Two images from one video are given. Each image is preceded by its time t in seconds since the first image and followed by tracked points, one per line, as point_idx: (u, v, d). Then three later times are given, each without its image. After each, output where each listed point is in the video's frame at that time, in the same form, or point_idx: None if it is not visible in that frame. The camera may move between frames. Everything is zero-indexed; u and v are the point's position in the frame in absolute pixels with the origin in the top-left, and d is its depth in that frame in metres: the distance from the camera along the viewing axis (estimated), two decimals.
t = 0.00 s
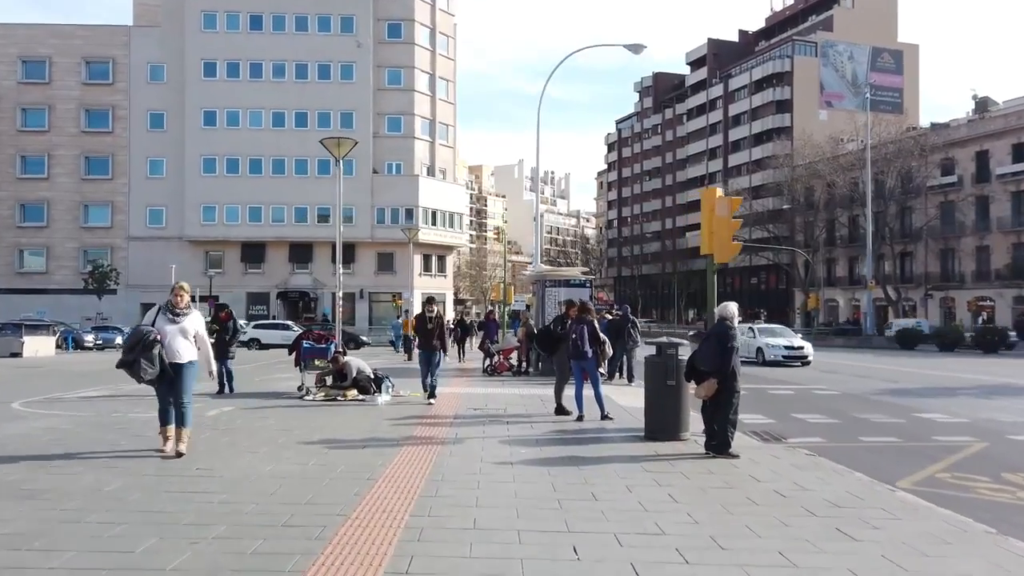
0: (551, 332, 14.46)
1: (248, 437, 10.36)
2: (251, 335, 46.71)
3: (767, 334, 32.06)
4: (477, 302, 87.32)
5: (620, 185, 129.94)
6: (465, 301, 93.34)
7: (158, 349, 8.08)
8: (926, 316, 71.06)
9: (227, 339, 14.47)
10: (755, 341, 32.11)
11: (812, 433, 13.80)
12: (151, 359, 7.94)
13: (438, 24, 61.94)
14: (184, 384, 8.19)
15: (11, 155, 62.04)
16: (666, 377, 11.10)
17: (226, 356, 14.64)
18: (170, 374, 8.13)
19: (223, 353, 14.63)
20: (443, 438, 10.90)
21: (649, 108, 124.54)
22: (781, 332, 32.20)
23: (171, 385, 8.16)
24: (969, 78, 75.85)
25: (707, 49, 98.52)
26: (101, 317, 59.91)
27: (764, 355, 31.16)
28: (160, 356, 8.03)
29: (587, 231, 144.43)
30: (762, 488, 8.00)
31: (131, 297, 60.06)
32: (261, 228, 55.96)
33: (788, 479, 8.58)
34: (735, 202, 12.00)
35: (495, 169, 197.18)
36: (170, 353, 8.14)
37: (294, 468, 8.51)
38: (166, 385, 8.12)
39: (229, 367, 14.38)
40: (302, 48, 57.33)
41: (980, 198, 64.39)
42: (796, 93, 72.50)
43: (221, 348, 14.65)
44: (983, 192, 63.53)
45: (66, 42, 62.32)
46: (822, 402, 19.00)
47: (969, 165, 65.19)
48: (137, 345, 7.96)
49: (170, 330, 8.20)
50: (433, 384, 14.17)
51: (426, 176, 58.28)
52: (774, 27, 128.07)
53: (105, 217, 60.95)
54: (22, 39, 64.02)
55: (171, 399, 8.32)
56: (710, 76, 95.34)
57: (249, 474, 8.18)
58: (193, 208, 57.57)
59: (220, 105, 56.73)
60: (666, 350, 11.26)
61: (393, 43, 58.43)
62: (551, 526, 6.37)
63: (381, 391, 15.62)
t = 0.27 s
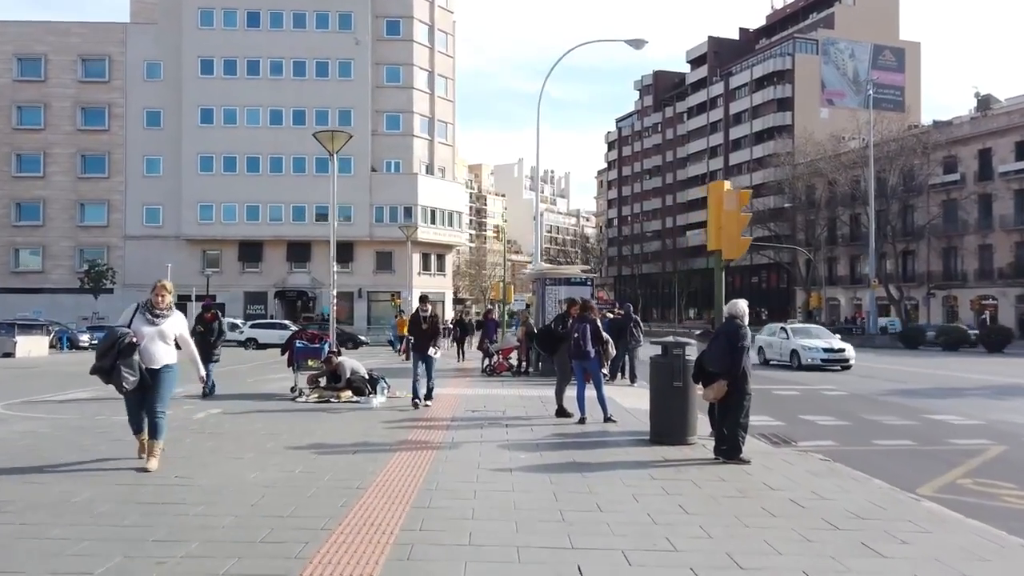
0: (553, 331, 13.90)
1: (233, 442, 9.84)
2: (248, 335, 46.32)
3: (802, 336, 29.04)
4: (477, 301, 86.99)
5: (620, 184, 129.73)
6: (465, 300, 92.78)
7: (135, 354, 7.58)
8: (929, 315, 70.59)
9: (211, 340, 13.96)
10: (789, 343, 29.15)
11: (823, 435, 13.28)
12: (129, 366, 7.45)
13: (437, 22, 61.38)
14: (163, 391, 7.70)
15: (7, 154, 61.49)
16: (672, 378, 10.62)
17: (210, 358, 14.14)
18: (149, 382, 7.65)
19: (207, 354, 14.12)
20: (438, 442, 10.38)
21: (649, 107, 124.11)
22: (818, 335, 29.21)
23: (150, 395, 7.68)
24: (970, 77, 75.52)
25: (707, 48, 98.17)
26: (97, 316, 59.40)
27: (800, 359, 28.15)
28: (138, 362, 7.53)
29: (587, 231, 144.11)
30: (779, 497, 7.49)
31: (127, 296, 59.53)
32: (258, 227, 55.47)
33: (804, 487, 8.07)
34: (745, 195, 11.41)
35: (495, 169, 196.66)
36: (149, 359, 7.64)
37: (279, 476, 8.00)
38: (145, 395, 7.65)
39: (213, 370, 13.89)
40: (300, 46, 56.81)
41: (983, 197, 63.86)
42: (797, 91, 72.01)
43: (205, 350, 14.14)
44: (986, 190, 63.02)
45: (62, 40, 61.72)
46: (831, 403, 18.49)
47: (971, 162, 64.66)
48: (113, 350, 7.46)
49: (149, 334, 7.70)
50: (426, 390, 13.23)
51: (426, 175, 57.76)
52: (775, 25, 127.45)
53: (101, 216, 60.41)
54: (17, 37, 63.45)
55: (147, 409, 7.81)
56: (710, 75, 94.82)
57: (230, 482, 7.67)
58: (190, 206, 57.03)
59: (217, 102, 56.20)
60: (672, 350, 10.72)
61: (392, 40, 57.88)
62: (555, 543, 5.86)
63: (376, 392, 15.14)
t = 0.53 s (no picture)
0: (557, 334, 13.35)
1: (220, 451, 9.33)
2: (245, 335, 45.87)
3: (846, 338, 25.80)
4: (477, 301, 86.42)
5: (620, 184, 129.15)
6: (464, 300, 92.21)
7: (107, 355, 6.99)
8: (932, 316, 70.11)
9: (196, 343, 13.41)
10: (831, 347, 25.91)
11: (837, 441, 12.78)
12: (97, 366, 6.85)
13: (437, 20, 60.85)
14: (135, 396, 7.18)
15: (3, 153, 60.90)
16: (682, 383, 10.11)
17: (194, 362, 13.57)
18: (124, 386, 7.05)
19: (189, 358, 13.53)
20: (436, 450, 9.90)
21: (649, 106, 123.50)
22: (863, 336, 26.03)
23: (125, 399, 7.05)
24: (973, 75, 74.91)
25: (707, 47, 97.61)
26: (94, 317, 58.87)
27: (845, 363, 24.99)
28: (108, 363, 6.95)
29: (587, 231, 143.60)
30: (801, 513, 7.01)
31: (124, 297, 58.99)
32: (256, 226, 54.98)
33: (826, 500, 7.57)
34: (756, 189, 10.96)
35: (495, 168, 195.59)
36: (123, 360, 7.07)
37: (268, 489, 7.53)
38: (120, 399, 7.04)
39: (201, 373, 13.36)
40: (299, 44, 56.26)
41: (986, 196, 63.35)
42: (799, 90, 71.52)
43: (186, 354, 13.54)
44: (989, 189, 62.52)
45: (58, 37, 61.10)
46: (841, 406, 18.01)
47: (974, 161, 64.14)
48: (80, 348, 6.86)
49: (122, 333, 7.13)
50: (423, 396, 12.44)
51: (425, 174, 57.24)
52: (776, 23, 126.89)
53: (98, 216, 59.85)
54: (13, 34, 62.84)
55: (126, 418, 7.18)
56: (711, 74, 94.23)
57: (215, 497, 7.18)
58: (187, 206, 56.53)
59: (214, 101, 55.65)
60: (682, 354, 10.21)
61: (391, 38, 57.34)
62: (563, 568, 5.37)
63: (373, 396, 14.66)
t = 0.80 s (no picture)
0: (564, 332, 12.81)
1: (209, 455, 8.82)
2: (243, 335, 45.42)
3: (901, 339, 22.98)
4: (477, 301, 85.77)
5: (621, 183, 128.41)
6: (465, 300, 91.61)
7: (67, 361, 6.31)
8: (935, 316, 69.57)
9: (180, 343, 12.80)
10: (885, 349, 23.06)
11: (854, 444, 12.25)
12: (56, 376, 6.18)
13: (437, 17, 60.25)
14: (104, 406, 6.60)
15: None
16: (695, 383, 9.61)
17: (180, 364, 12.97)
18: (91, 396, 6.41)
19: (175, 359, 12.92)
20: (437, 454, 9.40)
21: (649, 105, 122.82)
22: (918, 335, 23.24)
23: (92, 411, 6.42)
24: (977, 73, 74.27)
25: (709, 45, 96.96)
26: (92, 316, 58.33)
27: (905, 369, 22.11)
28: (69, 375, 6.25)
29: (588, 230, 142.94)
30: (829, 524, 6.50)
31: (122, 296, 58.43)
32: (255, 225, 54.47)
33: (854, 508, 7.06)
34: (770, 181, 10.41)
35: (495, 167, 194.69)
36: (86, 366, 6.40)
37: (256, 497, 7.03)
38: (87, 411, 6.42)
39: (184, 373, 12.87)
40: (298, 41, 55.70)
41: (991, 195, 62.75)
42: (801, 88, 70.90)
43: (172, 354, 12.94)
44: (994, 188, 61.96)
45: (55, 35, 60.49)
46: (853, 407, 17.49)
47: (979, 160, 63.54)
48: (35, 358, 6.19)
49: (85, 337, 6.44)
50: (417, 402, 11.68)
51: (425, 172, 56.67)
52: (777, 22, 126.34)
53: (96, 214, 59.27)
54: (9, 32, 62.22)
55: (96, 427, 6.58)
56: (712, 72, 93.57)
57: (200, 505, 6.70)
58: (186, 204, 56.00)
59: (213, 98, 55.12)
60: (695, 353, 9.68)
61: (390, 35, 56.78)
62: None
63: (370, 396, 14.16)
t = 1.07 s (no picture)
0: (569, 335, 12.31)
1: (195, 468, 8.30)
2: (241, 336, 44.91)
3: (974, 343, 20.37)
4: (477, 301, 85.15)
5: (622, 183, 127.86)
6: (465, 300, 91.02)
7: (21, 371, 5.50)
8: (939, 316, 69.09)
9: (158, 348, 12.04)
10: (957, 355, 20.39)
11: (871, 453, 11.73)
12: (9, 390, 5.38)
13: (437, 15, 59.67)
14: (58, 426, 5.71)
15: None
16: (709, 391, 9.10)
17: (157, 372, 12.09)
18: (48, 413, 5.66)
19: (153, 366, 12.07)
20: (437, 466, 8.87)
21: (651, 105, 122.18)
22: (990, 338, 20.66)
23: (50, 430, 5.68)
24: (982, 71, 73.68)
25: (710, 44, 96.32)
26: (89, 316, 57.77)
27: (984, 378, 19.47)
28: (24, 388, 5.48)
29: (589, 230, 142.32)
30: (863, 548, 5.97)
31: (120, 296, 57.83)
32: (253, 224, 53.93)
33: (886, 530, 6.53)
34: (789, 176, 9.94)
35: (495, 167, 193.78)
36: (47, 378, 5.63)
37: (242, 517, 6.50)
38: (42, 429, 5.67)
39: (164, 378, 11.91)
40: (297, 39, 55.10)
41: (996, 194, 62.17)
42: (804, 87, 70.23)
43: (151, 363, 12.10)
44: (998, 187, 61.35)
45: (52, 32, 59.84)
46: (867, 412, 16.94)
47: (983, 159, 62.90)
48: None
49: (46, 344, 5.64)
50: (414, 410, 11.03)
51: (425, 171, 56.12)
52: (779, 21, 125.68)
53: (93, 214, 58.67)
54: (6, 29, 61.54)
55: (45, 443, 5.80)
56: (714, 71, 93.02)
57: (180, 528, 6.17)
58: (183, 204, 55.44)
59: (211, 97, 54.53)
60: (709, 359, 9.17)
61: (390, 33, 56.22)
62: None
63: (368, 401, 13.62)
